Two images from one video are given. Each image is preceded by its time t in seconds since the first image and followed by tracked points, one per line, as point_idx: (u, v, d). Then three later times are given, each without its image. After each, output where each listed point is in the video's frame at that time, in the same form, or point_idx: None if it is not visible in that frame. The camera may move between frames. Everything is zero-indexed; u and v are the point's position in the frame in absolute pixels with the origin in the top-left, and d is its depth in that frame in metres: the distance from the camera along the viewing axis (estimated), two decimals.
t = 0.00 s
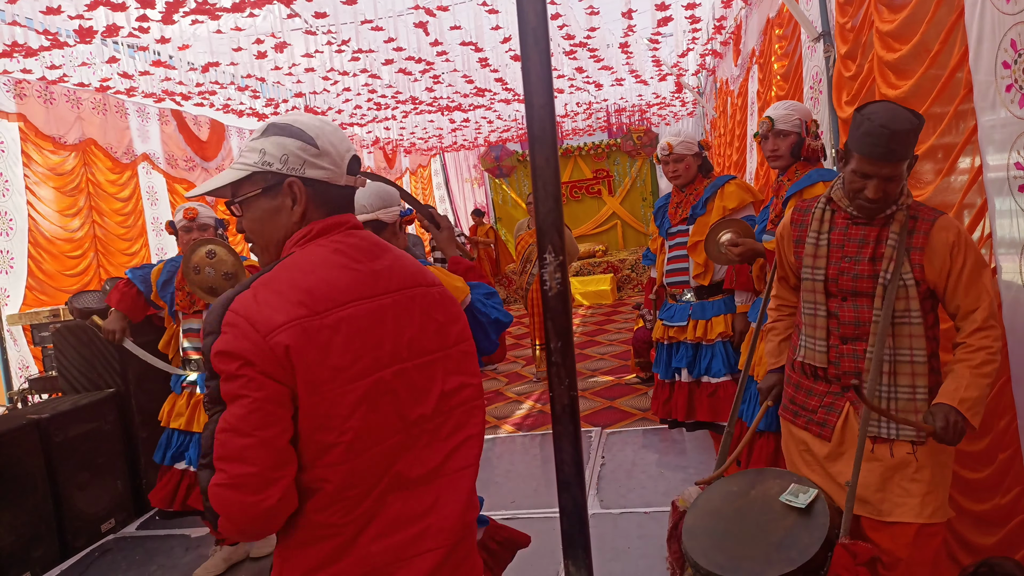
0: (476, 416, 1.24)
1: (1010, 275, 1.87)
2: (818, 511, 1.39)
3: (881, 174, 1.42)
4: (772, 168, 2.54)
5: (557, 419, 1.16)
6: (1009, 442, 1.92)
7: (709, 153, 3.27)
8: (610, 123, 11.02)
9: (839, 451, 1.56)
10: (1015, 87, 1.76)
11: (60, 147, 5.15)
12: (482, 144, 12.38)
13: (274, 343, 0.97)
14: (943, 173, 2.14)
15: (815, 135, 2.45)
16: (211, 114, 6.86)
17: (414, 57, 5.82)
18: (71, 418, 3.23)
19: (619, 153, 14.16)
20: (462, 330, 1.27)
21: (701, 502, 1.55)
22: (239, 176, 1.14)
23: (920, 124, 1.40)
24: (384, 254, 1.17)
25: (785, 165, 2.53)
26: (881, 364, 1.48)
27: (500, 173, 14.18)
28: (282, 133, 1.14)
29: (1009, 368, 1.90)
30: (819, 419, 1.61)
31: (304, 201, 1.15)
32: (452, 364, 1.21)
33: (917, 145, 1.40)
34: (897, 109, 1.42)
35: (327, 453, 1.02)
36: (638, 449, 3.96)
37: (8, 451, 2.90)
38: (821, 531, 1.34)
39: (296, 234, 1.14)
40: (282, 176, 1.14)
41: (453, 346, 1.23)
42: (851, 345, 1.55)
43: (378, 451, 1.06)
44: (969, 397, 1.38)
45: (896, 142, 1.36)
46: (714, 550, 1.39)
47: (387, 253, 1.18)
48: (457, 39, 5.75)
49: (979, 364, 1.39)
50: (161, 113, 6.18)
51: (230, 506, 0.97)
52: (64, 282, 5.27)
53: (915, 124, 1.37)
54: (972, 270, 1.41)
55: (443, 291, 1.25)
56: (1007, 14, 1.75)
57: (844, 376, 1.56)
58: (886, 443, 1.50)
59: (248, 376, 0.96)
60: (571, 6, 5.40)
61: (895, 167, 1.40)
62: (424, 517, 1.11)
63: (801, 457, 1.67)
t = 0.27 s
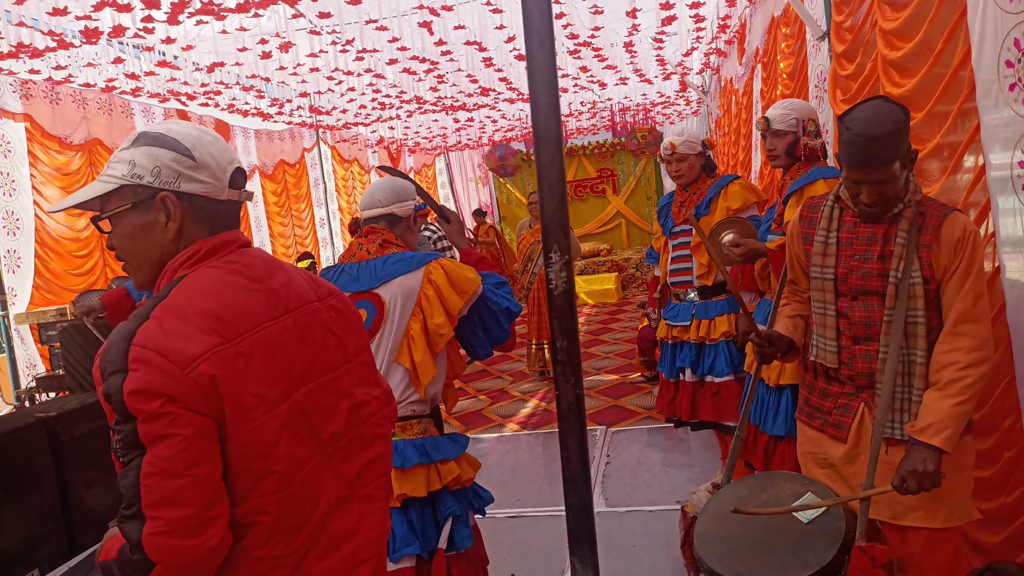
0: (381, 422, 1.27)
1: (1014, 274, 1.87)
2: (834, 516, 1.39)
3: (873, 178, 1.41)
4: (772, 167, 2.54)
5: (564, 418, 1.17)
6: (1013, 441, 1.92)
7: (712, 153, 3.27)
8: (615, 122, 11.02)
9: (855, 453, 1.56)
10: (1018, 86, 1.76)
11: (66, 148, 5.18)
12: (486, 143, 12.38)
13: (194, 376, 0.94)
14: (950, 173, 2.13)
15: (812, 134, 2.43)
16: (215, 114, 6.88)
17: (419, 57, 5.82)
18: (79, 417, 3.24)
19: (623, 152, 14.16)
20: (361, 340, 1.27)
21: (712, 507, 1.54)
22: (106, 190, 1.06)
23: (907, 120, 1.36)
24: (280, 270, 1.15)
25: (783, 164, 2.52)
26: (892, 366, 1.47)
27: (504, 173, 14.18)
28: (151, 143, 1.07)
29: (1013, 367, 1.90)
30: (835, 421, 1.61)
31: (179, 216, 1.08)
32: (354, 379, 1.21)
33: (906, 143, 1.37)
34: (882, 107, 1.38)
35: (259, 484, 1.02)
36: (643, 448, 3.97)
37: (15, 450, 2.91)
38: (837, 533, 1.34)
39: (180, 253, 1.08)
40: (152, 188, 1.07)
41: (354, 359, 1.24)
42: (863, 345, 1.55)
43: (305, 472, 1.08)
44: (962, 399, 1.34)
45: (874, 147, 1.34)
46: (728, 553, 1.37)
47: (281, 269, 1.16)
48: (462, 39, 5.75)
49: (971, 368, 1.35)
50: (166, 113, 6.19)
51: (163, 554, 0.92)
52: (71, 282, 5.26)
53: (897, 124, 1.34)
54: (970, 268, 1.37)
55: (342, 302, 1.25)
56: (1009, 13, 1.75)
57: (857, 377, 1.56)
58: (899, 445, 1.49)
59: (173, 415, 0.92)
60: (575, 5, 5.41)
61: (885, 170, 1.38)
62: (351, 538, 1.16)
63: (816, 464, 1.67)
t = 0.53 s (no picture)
0: (269, 436, 1.43)
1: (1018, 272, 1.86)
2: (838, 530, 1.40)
3: (879, 187, 1.39)
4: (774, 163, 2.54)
5: (565, 415, 1.18)
6: (1016, 439, 1.92)
7: (714, 150, 3.26)
8: (617, 119, 11.01)
9: (867, 460, 1.53)
10: (1021, 83, 1.75)
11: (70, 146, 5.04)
12: (488, 141, 12.36)
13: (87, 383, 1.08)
14: (953, 170, 2.12)
15: (812, 129, 2.40)
16: (218, 112, 6.88)
17: (421, 55, 5.82)
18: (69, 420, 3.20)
19: (625, 150, 14.15)
20: (251, 356, 1.43)
21: (716, 515, 1.53)
22: None
23: (918, 125, 1.34)
24: (166, 289, 1.30)
25: (785, 159, 2.52)
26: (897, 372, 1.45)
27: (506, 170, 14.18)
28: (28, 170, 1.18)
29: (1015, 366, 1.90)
30: (847, 428, 1.58)
31: (57, 239, 1.20)
32: (241, 393, 1.37)
33: (915, 149, 1.35)
34: (893, 111, 1.34)
35: (156, 489, 1.17)
36: (645, 446, 3.97)
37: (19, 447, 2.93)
38: (840, 549, 1.36)
39: (63, 271, 1.20)
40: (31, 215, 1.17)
41: (243, 374, 1.39)
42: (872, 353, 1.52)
43: (199, 482, 1.24)
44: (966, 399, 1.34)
45: (883, 157, 1.32)
46: (731, 568, 1.38)
47: (168, 289, 1.30)
48: (464, 37, 5.75)
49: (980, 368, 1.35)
50: (168, 111, 6.16)
51: (66, 556, 1.03)
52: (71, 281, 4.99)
53: (907, 130, 1.32)
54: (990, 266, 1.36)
55: (231, 319, 1.40)
56: (1012, 10, 1.74)
57: (867, 384, 1.53)
58: (913, 453, 1.46)
59: (68, 418, 1.05)
60: (578, 3, 5.42)
61: (892, 179, 1.36)
62: (248, 549, 1.32)
63: (826, 471, 1.64)
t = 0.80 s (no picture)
0: (152, 444, 1.48)
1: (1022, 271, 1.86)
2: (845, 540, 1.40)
3: (878, 190, 1.37)
4: (778, 162, 2.54)
5: (569, 412, 1.23)
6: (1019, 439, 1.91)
7: (717, 149, 3.25)
8: (620, 118, 11.01)
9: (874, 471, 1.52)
10: None
11: (73, 143, 5.03)
12: (491, 140, 12.37)
13: None
14: (956, 170, 2.12)
15: (815, 129, 2.40)
16: (221, 110, 6.89)
17: (424, 53, 5.83)
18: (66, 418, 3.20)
19: (628, 149, 14.14)
20: (139, 366, 1.49)
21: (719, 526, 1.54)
22: None
23: (914, 127, 1.32)
24: (60, 297, 1.38)
25: (787, 158, 2.52)
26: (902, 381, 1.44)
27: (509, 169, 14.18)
28: None
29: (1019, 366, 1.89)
30: (856, 438, 1.57)
31: None
32: (127, 401, 1.43)
33: (912, 151, 1.33)
34: (886, 115, 1.34)
35: (38, 485, 1.24)
36: (647, 445, 3.97)
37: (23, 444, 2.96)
38: (845, 559, 1.34)
39: None
40: None
41: (129, 383, 1.45)
42: (878, 360, 1.51)
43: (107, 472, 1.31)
44: (981, 420, 1.29)
45: (877, 159, 1.32)
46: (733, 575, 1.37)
47: (61, 297, 1.39)
48: (467, 35, 5.76)
49: (986, 384, 1.31)
50: (172, 109, 6.17)
51: None
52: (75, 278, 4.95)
53: (901, 133, 1.31)
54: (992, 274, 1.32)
55: (122, 330, 1.47)
56: (1016, 9, 1.74)
57: (875, 393, 1.53)
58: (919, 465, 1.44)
59: None
60: (581, 2, 5.43)
61: (891, 181, 1.35)
62: (129, 551, 1.40)
63: (833, 482, 1.63)
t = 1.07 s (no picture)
0: (69, 441, 1.36)
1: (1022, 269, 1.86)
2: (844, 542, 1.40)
3: (885, 197, 1.37)
4: (774, 161, 2.55)
5: (569, 410, 1.27)
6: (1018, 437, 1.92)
7: (718, 147, 3.25)
8: (619, 117, 11.01)
9: (871, 475, 1.53)
10: None
11: (72, 141, 5.03)
12: (490, 138, 12.36)
13: None
14: (955, 169, 2.12)
15: (813, 128, 2.40)
16: (221, 108, 6.87)
17: (423, 51, 5.83)
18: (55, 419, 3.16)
19: (628, 148, 14.14)
20: (52, 363, 1.38)
21: (715, 526, 1.54)
22: None
23: (922, 134, 1.33)
24: None
25: (785, 157, 2.53)
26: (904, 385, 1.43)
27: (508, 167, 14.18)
28: None
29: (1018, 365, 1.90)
30: (853, 441, 1.58)
31: None
32: (36, 401, 1.32)
33: (920, 158, 1.34)
34: (897, 122, 1.33)
35: None
36: (646, 444, 3.97)
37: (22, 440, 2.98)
38: (844, 564, 1.34)
39: None
40: None
41: (42, 381, 1.34)
42: (879, 364, 1.51)
43: (57, 446, 1.34)
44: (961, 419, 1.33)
45: (884, 167, 1.32)
46: None
47: None
48: (467, 33, 5.75)
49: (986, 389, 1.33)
50: (171, 107, 6.15)
51: None
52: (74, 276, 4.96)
53: (910, 139, 1.31)
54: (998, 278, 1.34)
55: (31, 326, 1.36)
56: (1016, 8, 1.75)
57: (874, 397, 1.53)
58: (915, 469, 1.45)
59: None
60: (581, 1, 5.44)
61: (899, 188, 1.35)
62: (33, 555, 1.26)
63: (831, 485, 1.63)
